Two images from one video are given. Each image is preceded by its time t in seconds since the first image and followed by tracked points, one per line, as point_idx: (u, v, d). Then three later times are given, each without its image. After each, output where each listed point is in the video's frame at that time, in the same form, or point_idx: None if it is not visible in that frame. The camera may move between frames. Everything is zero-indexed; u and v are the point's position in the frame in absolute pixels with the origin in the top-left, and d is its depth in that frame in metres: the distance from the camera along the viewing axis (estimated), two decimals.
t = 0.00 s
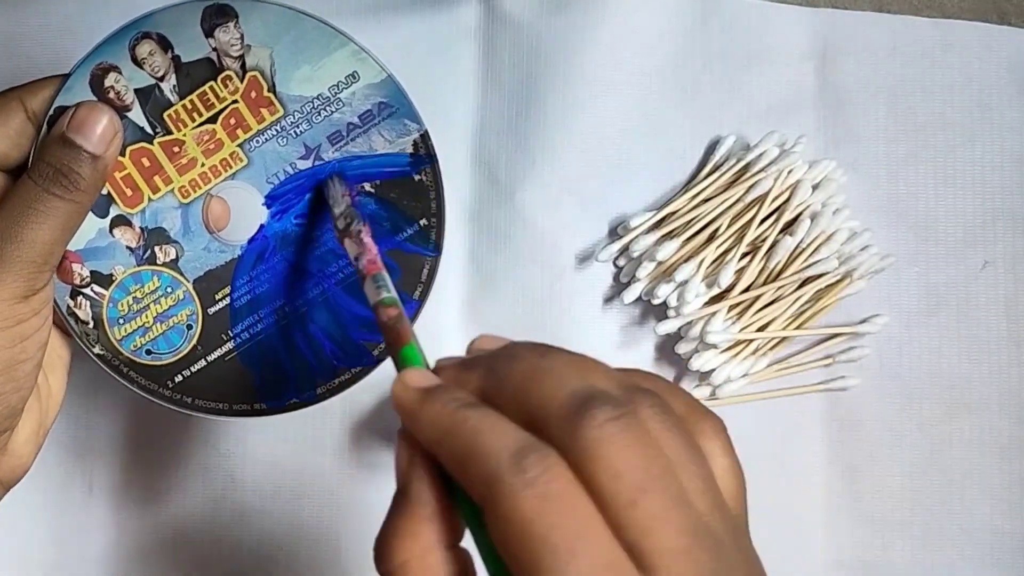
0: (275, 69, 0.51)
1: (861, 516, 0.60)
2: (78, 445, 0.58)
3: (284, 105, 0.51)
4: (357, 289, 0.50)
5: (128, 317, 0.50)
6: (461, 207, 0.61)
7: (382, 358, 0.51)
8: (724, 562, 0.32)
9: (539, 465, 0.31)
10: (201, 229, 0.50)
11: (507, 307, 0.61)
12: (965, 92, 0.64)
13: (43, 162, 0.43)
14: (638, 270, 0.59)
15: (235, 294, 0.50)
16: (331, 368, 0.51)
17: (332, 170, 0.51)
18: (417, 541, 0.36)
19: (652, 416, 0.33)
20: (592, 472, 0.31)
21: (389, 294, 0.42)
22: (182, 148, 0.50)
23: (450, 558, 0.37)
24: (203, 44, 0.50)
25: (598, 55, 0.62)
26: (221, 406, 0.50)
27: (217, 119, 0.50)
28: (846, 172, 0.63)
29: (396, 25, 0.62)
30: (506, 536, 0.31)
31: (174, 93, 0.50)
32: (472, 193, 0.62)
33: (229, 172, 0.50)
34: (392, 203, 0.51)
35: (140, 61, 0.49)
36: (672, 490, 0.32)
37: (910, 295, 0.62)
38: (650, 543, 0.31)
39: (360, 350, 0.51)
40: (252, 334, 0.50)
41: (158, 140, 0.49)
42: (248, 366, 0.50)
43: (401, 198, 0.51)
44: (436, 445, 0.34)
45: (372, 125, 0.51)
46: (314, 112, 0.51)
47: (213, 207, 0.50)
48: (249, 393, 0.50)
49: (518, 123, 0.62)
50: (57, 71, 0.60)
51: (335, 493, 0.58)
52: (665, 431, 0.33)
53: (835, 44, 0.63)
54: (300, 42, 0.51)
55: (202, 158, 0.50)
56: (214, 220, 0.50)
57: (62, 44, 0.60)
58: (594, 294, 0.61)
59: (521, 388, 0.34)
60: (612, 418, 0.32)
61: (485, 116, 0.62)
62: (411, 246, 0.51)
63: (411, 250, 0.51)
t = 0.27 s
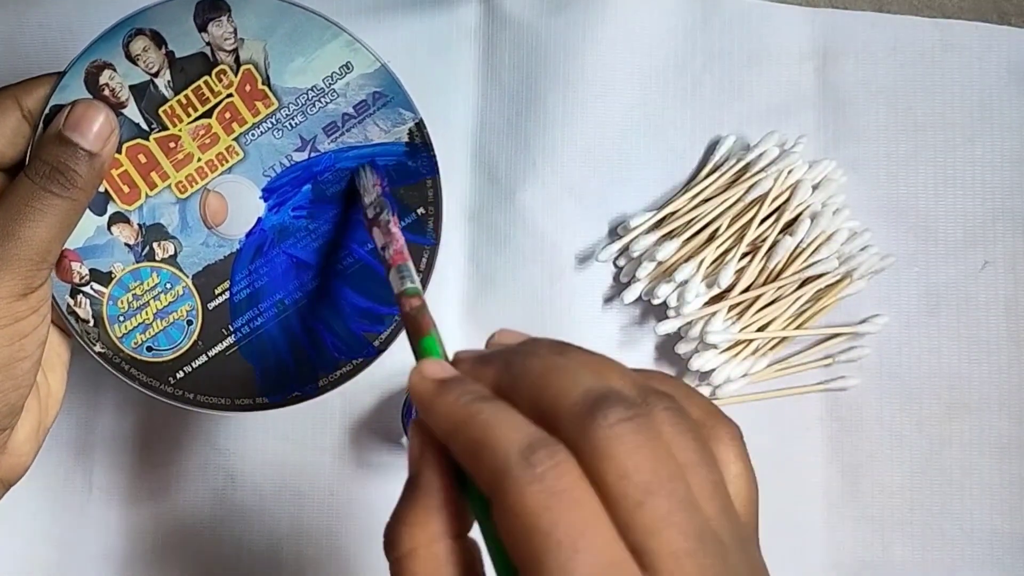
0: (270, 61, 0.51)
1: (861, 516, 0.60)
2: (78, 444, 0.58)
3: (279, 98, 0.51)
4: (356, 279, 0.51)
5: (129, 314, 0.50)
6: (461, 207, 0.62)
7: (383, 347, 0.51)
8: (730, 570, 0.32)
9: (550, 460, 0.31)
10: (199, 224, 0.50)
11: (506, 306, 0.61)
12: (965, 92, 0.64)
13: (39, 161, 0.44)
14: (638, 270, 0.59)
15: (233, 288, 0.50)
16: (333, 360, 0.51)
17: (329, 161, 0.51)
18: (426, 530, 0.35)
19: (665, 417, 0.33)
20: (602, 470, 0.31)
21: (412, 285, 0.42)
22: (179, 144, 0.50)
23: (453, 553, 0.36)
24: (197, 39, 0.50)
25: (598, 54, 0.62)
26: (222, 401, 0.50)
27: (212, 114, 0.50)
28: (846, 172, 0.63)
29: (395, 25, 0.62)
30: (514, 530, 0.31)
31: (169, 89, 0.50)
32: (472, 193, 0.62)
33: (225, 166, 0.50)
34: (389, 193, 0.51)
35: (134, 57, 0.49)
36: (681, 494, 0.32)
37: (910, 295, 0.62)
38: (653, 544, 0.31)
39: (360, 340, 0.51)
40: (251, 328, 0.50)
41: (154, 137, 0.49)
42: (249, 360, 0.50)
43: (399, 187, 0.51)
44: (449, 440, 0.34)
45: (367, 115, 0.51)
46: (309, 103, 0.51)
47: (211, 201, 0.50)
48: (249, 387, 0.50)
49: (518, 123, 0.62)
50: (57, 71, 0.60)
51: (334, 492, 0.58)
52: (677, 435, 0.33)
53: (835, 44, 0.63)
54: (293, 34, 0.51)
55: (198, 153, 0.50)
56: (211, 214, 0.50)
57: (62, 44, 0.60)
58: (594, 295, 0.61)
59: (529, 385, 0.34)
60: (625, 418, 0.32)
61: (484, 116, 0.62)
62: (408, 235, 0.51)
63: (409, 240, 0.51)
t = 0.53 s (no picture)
0: (271, 60, 0.51)
1: (861, 516, 0.60)
2: (79, 445, 0.58)
3: (281, 96, 0.51)
4: (364, 274, 0.51)
5: (136, 315, 0.49)
6: (462, 207, 0.61)
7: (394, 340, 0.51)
8: None
9: (609, 457, 0.32)
10: (204, 224, 0.50)
11: (507, 306, 0.61)
12: (965, 92, 0.64)
13: (43, 163, 0.43)
14: (638, 270, 0.59)
15: (240, 285, 0.50)
16: (341, 356, 0.51)
17: (332, 157, 0.51)
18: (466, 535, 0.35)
19: (716, 415, 0.33)
20: (658, 466, 0.32)
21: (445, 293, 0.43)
22: (182, 144, 0.50)
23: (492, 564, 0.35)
24: (198, 40, 0.50)
25: (600, 54, 0.62)
26: (232, 399, 0.50)
27: (215, 113, 0.50)
28: (846, 172, 0.63)
29: (396, 25, 0.62)
30: (569, 531, 0.32)
31: (172, 90, 0.50)
32: (472, 192, 0.62)
33: (229, 165, 0.50)
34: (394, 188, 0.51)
35: (136, 59, 0.49)
36: (735, 495, 0.32)
37: (910, 295, 0.62)
38: (709, 547, 0.31)
39: (368, 334, 0.51)
40: (259, 325, 0.50)
41: (158, 137, 0.50)
42: (258, 358, 0.50)
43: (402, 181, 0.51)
44: (501, 440, 0.34)
45: (369, 110, 0.51)
46: (312, 100, 0.51)
47: (215, 201, 0.50)
48: (257, 384, 0.50)
49: (518, 123, 0.62)
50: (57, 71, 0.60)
51: (336, 493, 0.58)
52: (729, 436, 0.33)
53: (835, 44, 0.63)
54: (294, 32, 0.51)
55: (202, 153, 0.50)
56: (217, 213, 0.50)
57: (62, 44, 0.60)
58: (594, 295, 0.61)
59: (581, 390, 0.35)
60: (682, 416, 0.32)
61: (485, 115, 0.62)
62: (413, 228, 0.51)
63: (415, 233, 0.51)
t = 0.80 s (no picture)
0: (260, 51, 0.51)
1: (860, 516, 0.60)
2: (79, 443, 0.58)
3: (271, 87, 0.51)
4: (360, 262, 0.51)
5: (134, 310, 0.50)
6: (462, 207, 0.61)
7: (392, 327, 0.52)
8: (761, 548, 0.33)
9: (590, 443, 0.31)
10: (198, 216, 0.50)
11: (506, 305, 0.61)
12: (965, 92, 0.64)
13: (35, 159, 0.43)
14: (638, 270, 0.59)
15: (236, 277, 0.50)
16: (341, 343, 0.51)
17: (325, 146, 0.51)
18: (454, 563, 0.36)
19: (685, 403, 0.34)
20: (639, 452, 0.32)
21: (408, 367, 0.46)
22: (174, 138, 0.50)
23: None
24: (187, 33, 0.50)
25: (600, 54, 0.62)
26: (234, 390, 0.51)
27: (206, 106, 0.50)
28: (846, 172, 0.63)
29: (396, 25, 0.62)
30: (566, 518, 0.31)
31: (162, 84, 0.50)
32: (472, 192, 0.62)
33: (221, 157, 0.50)
34: (388, 175, 0.52)
35: (125, 55, 0.49)
36: (712, 473, 0.32)
37: (910, 295, 0.62)
38: (695, 525, 0.32)
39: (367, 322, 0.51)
40: (257, 316, 0.50)
41: (149, 132, 0.50)
42: (257, 348, 0.50)
43: (394, 169, 0.52)
44: (481, 456, 0.33)
45: (359, 99, 0.52)
46: (301, 90, 0.51)
47: (208, 193, 0.50)
48: (257, 375, 0.50)
49: (518, 122, 0.62)
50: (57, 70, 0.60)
51: (335, 492, 0.58)
52: (697, 417, 0.34)
53: (835, 44, 0.63)
54: (282, 24, 0.51)
55: (194, 146, 0.50)
56: (211, 205, 0.50)
57: (62, 43, 0.60)
58: (594, 295, 0.61)
59: (551, 392, 0.35)
60: (652, 399, 0.33)
61: (485, 115, 0.62)
62: (407, 214, 0.52)
63: (410, 218, 0.52)
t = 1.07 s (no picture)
0: (269, 57, 0.51)
1: (860, 515, 0.60)
2: (80, 445, 0.58)
3: (281, 94, 0.51)
4: (365, 271, 0.51)
5: (140, 316, 0.49)
6: (462, 208, 0.62)
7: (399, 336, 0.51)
8: (688, 539, 0.33)
9: (508, 450, 0.32)
10: (206, 223, 0.50)
11: (507, 306, 0.61)
12: (965, 92, 0.64)
13: (43, 163, 0.43)
14: (638, 270, 0.59)
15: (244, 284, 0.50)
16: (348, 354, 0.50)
17: (334, 155, 0.51)
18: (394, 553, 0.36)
19: (610, 400, 0.34)
20: (559, 451, 0.32)
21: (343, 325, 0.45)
22: (183, 144, 0.50)
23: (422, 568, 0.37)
24: (197, 39, 0.50)
25: (600, 54, 0.63)
26: (237, 399, 0.50)
27: (215, 112, 0.50)
28: (846, 172, 0.63)
29: (397, 26, 0.62)
30: (481, 522, 0.31)
31: (170, 89, 0.50)
32: (472, 193, 0.62)
33: (230, 164, 0.50)
34: (393, 184, 0.51)
35: (135, 60, 0.50)
36: (635, 467, 0.32)
37: (910, 294, 0.62)
38: (618, 519, 0.32)
39: (375, 331, 0.51)
40: (262, 324, 0.50)
41: (157, 138, 0.50)
42: (261, 357, 0.50)
43: (403, 178, 0.52)
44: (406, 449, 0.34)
45: (369, 107, 0.52)
46: (311, 98, 0.51)
47: (216, 200, 0.50)
48: (261, 382, 0.50)
49: (518, 123, 0.62)
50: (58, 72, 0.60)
51: (335, 492, 0.58)
52: (626, 413, 0.34)
53: (835, 45, 0.63)
54: (292, 31, 0.51)
55: (202, 152, 0.50)
56: (218, 212, 0.50)
57: (63, 45, 0.60)
58: (594, 295, 0.61)
59: (483, 390, 0.35)
60: (578, 399, 0.33)
61: (485, 116, 0.62)
62: (416, 223, 0.52)
63: (418, 228, 0.52)
